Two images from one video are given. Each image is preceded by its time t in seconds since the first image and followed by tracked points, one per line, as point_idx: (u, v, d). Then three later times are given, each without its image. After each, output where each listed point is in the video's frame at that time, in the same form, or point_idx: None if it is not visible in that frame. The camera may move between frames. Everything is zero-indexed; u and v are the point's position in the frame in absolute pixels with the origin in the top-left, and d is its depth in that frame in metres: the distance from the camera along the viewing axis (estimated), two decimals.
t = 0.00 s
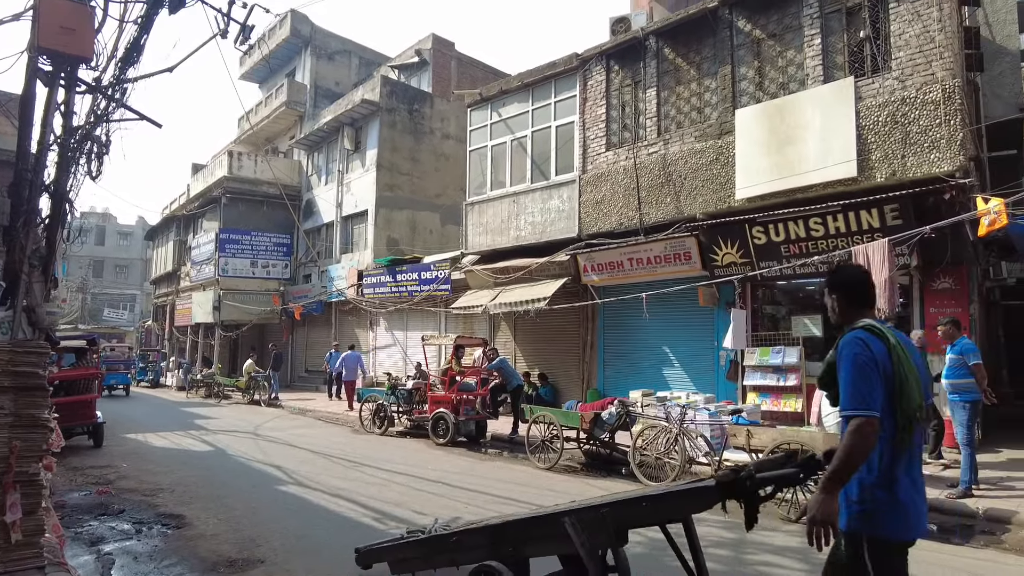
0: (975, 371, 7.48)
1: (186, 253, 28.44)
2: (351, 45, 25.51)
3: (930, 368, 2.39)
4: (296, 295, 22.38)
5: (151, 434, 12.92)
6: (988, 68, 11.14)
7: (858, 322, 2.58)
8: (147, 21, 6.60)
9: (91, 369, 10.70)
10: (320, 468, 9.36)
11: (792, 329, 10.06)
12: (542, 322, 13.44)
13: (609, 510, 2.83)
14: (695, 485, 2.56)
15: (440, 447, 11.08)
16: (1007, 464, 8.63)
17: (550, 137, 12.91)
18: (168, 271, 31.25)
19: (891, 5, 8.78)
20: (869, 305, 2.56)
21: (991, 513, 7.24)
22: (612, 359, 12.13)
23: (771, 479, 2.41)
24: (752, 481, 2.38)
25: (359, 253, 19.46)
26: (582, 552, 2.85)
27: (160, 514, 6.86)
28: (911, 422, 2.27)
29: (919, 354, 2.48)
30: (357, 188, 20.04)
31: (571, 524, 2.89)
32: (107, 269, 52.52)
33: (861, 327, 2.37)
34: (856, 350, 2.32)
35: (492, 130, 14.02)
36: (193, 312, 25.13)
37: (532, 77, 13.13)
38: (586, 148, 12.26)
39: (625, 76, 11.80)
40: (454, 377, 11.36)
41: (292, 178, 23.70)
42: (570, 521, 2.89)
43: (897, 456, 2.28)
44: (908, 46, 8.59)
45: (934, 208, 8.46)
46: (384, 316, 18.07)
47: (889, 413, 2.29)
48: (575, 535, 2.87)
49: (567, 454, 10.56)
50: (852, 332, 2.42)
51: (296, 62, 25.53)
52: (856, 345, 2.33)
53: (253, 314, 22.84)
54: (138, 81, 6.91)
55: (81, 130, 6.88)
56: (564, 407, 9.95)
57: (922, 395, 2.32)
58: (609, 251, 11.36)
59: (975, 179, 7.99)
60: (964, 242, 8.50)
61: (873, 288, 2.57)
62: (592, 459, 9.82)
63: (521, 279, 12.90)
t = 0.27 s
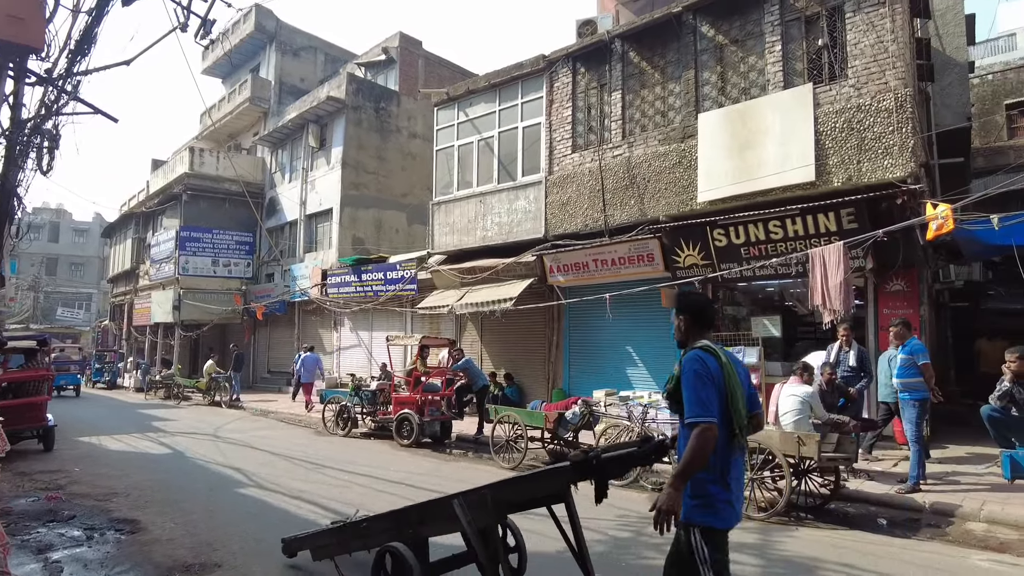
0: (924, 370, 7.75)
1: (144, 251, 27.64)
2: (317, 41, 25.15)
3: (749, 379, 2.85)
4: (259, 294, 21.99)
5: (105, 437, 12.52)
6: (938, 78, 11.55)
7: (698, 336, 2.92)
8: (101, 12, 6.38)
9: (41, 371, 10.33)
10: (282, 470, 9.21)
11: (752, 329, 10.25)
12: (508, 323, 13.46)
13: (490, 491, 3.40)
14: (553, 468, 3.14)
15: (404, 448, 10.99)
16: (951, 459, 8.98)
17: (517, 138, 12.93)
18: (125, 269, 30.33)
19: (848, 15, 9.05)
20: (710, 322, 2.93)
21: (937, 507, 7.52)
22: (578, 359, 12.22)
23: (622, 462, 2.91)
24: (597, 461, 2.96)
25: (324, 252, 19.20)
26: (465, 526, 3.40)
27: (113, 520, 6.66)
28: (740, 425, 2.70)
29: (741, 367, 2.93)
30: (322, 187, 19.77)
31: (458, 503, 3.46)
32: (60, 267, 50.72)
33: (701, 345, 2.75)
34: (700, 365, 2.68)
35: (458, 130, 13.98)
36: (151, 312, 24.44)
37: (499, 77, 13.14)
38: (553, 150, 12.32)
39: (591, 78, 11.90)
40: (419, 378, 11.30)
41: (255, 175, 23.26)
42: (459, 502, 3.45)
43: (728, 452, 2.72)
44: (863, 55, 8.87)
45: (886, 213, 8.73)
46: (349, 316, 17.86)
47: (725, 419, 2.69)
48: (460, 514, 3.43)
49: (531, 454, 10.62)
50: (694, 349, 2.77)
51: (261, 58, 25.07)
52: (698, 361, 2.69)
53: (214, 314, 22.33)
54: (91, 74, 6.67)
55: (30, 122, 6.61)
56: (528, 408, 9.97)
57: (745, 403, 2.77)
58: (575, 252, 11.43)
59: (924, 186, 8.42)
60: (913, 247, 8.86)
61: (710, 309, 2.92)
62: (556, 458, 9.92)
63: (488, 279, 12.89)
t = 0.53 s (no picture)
0: (876, 370, 7.97)
1: (99, 249, 26.77)
2: (281, 37, 24.74)
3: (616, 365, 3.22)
4: (220, 293, 21.55)
5: (56, 441, 12.09)
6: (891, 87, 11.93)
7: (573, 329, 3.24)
8: None
9: None
10: (241, 473, 9.03)
11: (712, 329, 10.44)
12: (473, 323, 13.45)
13: (389, 481, 3.99)
14: (438, 457, 3.73)
15: (367, 450, 10.87)
16: (901, 455, 9.29)
17: (483, 138, 12.93)
18: (79, 267, 29.32)
19: (807, 23, 9.28)
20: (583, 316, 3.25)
21: (886, 502, 7.76)
22: (542, 360, 12.27)
23: (508, 453, 3.43)
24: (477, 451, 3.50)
25: (287, 250, 18.89)
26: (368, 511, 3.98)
27: (62, 526, 6.44)
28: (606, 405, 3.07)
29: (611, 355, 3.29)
30: (285, 184, 19.44)
31: (362, 492, 4.04)
32: (10, 265, 48.78)
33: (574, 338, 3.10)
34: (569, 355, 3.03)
35: (424, 129, 13.89)
36: (107, 311, 23.68)
37: (466, 77, 13.12)
38: (519, 151, 12.35)
39: (557, 80, 11.97)
40: (382, 378, 11.21)
41: (217, 172, 22.77)
42: (363, 491, 4.04)
43: (599, 432, 3.08)
44: (821, 63, 9.12)
45: (842, 216, 9.15)
46: (312, 316, 17.60)
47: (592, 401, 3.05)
48: (364, 501, 4.01)
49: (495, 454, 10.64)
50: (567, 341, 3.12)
51: (223, 52, 24.55)
52: (567, 352, 3.03)
53: (173, 314, 21.77)
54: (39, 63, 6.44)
55: None
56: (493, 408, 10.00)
57: (611, 387, 3.14)
58: (541, 253, 11.48)
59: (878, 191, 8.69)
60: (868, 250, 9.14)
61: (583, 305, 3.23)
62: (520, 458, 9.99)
63: (453, 279, 12.86)
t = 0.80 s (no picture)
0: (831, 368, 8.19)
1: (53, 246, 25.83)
2: (246, 31, 24.28)
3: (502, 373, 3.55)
4: (181, 292, 21.04)
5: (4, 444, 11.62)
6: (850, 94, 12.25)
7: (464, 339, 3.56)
8: None
9: None
10: (200, 476, 8.82)
11: (675, 329, 10.59)
12: (439, 323, 13.39)
13: (300, 471, 4.34)
14: (341, 450, 4.13)
15: (330, 451, 10.72)
16: (857, 451, 9.54)
17: (451, 137, 12.88)
18: (31, 265, 28.25)
19: (769, 30, 9.48)
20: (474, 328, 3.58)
21: (842, 498, 7.96)
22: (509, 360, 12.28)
23: (403, 446, 3.86)
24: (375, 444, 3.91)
25: (251, 248, 18.54)
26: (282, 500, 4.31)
27: (10, 532, 6.20)
28: (487, 408, 3.39)
29: (498, 363, 3.61)
30: (249, 181, 19.08)
31: (275, 483, 4.37)
32: None
33: (461, 347, 3.41)
34: (456, 363, 3.36)
35: (391, 127, 13.78)
36: (61, 310, 22.87)
37: (434, 76, 13.06)
38: (487, 151, 12.34)
39: (525, 81, 12.01)
40: (347, 379, 11.10)
41: (178, 168, 22.22)
42: (275, 482, 4.37)
43: (478, 434, 3.39)
44: (782, 69, 9.33)
45: (802, 219, 9.29)
46: (276, 316, 17.30)
47: (475, 405, 3.37)
48: (277, 491, 4.34)
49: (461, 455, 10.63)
50: (456, 351, 3.44)
51: (185, 45, 23.96)
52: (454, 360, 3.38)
53: (131, 313, 21.15)
54: None
55: None
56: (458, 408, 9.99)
57: (492, 393, 3.44)
58: (508, 253, 11.49)
59: (835, 196, 8.90)
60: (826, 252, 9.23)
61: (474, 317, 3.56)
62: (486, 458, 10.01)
63: (420, 279, 12.79)
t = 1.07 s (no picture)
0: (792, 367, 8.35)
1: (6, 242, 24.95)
2: (211, 24, 23.78)
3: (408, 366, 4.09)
4: (142, 290, 20.53)
5: None
6: (812, 100, 12.52)
7: (375, 338, 4.10)
8: None
9: None
10: (158, 478, 8.61)
11: (641, 330, 10.68)
12: (407, 322, 13.31)
13: (215, 467, 4.53)
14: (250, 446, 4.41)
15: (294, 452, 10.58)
16: (816, 448, 9.75)
17: (419, 135, 12.81)
18: None
19: (734, 35, 9.65)
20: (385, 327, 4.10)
21: (801, 494, 8.12)
22: (477, 360, 12.27)
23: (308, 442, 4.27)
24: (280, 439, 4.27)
25: (214, 246, 18.16)
26: (202, 494, 4.45)
27: None
28: (392, 396, 3.93)
29: (404, 359, 4.16)
30: (213, 177, 18.69)
31: (194, 478, 4.49)
32: None
33: (370, 343, 3.97)
34: (363, 357, 3.89)
35: (359, 125, 13.65)
36: (14, 308, 22.09)
37: (402, 74, 12.97)
38: (455, 150, 12.31)
39: (494, 81, 12.02)
40: (312, 379, 10.95)
41: (139, 162, 21.65)
42: (192, 479, 4.50)
43: (381, 418, 3.91)
44: (746, 74, 9.50)
45: (765, 221, 9.47)
46: (240, 315, 16.98)
47: (380, 393, 3.91)
48: (197, 486, 4.47)
49: (428, 455, 10.58)
50: (364, 347, 4.00)
51: (147, 37, 23.36)
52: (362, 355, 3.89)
53: (88, 311, 20.54)
54: None
55: None
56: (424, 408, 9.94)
57: (396, 382, 3.98)
58: (476, 252, 11.48)
59: (797, 199, 9.10)
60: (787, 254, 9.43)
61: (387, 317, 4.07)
62: (453, 458, 9.99)
63: (387, 278, 12.70)
